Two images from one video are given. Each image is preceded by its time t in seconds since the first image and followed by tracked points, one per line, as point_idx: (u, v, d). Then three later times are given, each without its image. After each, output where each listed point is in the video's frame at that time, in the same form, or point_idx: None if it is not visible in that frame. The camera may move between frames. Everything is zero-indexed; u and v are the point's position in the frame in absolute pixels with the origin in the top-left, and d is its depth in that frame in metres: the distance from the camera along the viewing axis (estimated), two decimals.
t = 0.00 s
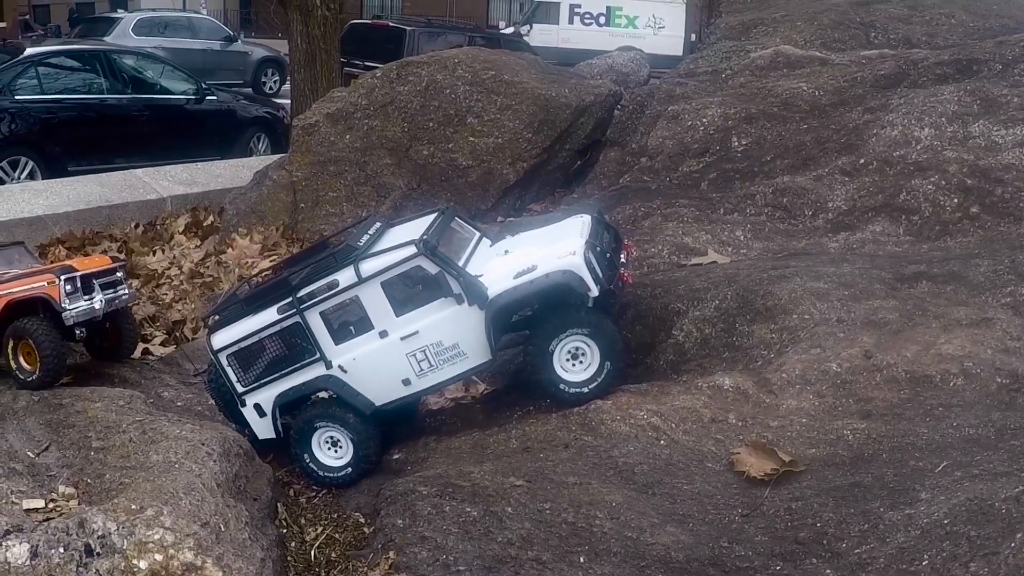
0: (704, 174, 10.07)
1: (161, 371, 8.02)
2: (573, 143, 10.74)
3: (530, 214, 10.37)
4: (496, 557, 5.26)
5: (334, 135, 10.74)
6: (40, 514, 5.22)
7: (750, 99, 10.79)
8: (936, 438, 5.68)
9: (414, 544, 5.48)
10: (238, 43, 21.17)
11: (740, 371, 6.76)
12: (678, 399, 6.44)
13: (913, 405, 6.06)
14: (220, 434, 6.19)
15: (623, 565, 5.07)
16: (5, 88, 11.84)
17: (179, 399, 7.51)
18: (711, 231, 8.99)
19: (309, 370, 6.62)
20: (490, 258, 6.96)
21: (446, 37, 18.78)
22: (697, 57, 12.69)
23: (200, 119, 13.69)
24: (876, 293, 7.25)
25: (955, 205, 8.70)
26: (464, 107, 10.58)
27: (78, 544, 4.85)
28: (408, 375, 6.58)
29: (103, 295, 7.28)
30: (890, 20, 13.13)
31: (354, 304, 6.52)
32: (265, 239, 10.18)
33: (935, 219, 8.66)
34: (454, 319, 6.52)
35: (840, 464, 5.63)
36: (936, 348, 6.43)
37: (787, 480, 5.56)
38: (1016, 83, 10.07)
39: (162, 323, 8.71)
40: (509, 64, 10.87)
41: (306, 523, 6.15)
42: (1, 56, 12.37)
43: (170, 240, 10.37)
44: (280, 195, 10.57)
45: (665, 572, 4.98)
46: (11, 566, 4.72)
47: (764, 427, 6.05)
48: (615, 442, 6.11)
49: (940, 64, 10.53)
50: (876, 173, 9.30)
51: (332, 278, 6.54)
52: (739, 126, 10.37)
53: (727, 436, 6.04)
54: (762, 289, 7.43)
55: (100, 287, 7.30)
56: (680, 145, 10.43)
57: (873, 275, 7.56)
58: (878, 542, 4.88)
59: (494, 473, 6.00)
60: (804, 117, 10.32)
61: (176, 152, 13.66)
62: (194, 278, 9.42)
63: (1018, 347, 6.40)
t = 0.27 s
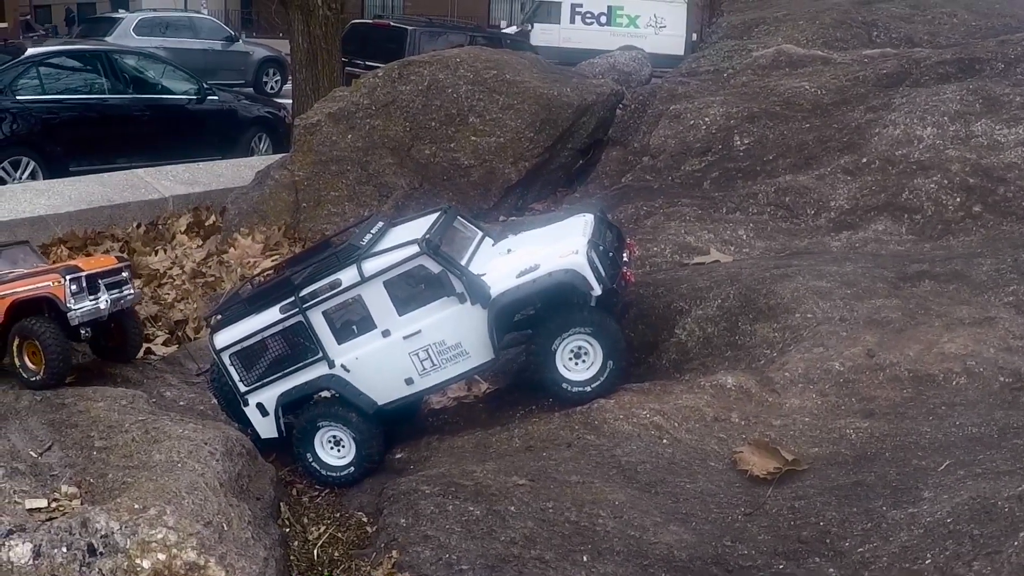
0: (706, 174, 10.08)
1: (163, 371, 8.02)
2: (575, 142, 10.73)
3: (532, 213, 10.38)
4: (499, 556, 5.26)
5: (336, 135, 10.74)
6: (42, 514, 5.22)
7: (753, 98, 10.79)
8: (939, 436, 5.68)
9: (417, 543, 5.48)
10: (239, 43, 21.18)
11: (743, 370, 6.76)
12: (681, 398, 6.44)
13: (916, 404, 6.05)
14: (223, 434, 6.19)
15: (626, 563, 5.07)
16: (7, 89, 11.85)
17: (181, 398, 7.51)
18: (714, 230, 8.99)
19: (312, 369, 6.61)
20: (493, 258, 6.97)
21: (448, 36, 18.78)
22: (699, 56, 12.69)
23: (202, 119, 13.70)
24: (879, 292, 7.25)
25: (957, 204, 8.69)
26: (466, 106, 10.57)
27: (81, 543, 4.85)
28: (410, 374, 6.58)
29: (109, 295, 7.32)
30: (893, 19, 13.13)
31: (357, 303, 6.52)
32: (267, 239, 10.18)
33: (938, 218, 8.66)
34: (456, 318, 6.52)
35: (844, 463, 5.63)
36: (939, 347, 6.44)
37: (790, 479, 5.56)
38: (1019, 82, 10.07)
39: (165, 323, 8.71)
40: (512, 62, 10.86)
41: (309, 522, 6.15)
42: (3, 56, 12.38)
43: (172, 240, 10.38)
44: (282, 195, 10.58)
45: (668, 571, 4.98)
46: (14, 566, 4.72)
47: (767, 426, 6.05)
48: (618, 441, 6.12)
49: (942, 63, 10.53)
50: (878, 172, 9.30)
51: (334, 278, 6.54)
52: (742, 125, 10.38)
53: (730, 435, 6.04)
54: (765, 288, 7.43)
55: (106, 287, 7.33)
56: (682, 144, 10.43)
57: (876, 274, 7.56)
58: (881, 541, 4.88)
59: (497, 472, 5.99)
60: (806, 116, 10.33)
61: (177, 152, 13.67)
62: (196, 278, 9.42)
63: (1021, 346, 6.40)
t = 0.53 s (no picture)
0: (708, 173, 10.08)
1: (165, 371, 8.02)
2: (577, 141, 10.70)
3: (534, 213, 10.38)
4: (501, 556, 5.26)
5: (337, 134, 10.74)
6: (44, 514, 5.23)
7: (754, 97, 10.79)
8: (941, 436, 5.67)
9: (418, 543, 5.49)
10: (241, 42, 21.19)
11: (745, 370, 6.76)
12: (682, 397, 6.44)
13: (917, 404, 6.05)
14: (224, 434, 6.19)
15: (628, 563, 5.07)
16: (8, 88, 11.85)
17: (183, 398, 7.52)
18: (715, 230, 8.99)
19: (315, 369, 6.61)
20: (495, 257, 6.96)
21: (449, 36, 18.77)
22: (701, 55, 12.69)
23: (204, 118, 13.71)
24: (881, 292, 7.24)
25: (959, 204, 8.69)
26: (468, 105, 10.55)
27: (83, 543, 4.86)
28: (413, 373, 6.57)
29: (115, 295, 7.31)
30: (895, 18, 13.12)
31: (359, 303, 6.51)
32: (269, 239, 10.19)
33: (940, 218, 8.65)
34: (459, 318, 6.52)
35: (845, 463, 5.62)
36: (940, 346, 6.43)
37: (792, 478, 5.56)
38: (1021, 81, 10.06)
39: (166, 323, 8.71)
40: (513, 62, 10.84)
41: (310, 522, 6.15)
42: (4, 56, 12.38)
43: (173, 240, 10.39)
44: (284, 195, 10.58)
45: (669, 571, 4.98)
46: (16, 566, 4.75)
47: (769, 426, 6.04)
48: (619, 441, 6.12)
49: (944, 63, 10.52)
50: (880, 172, 9.30)
51: (337, 278, 6.54)
52: (743, 125, 10.38)
53: (732, 434, 6.04)
54: (767, 288, 7.43)
55: (112, 287, 7.33)
56: (684, 143, 10.43)
57: (878, 274, 7.56)
58: (883, 540, 4.88)
59: (498, 472, 5.99)
60: (808, 116, 10.32)
61: (179, 151, 13.67)
62: (198, 278, 9.43)
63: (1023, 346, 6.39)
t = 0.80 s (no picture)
0: (709, 172, 10.08)
1: (165, 370, 8.01)
2: (578, 141, 10.69)
3: (535, 212, 10.37)
4: (501, 556, 5.26)
5: (338, 134, 10.74)
6: (44, 514, 5.23)
7: (755, 97, 10.78)
8: (942, 435, 5.67)
9: (419, 543, 5.49)
10: (242, 42, 21.20)
11: (746, 369, 6.76)
12: (683, 397, 6.44)
13: (918, 403, 6.05)
14: (225, 434, 6.19)
15: (628, 563, 5.07)
16: (9, 88, 11.86)
17: (184, 398, 7.52)
18: (716, 229, 8.98)
19: (322, 369, 6.62)
20: (501, 253, 6.98)
21: (450, 35, 18.77)
22: (702, 55, 12.68)
23: (205, 118, 13.71)
24: (882, 291, 7.24)
25: (960, 203, 8.68)
26: (469, 105, 10.55)
27: (83, 544, 4.86)
28: (421, 371, 6.59)
29: (118, 295, 7.32)
30: (896, 17, 13.11)
31: (365, 302, 6.52)
32: (269, 238, 10.19)
33: (941, 217, 8.64)
34: (465, 315, 6.53)
35: (846, 462, 5.62)
36: (941, 345, 6.43)
37: (792, 478, 5.55)
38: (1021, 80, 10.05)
39: (167, 323, 8.71)
40: (514, 61, 10.83)
41: (311, 522, 6.15)
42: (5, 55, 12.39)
43: (174, 240, 10.40)
44: (285, 195, 10.58)
45: (670, 570, 4.98)
46: (17, 566, 4.77)
47: (770, 425, 6.04)
48: (620, 440, 6.11)
49: (945, 62, 10.51)
50: (880, 171, 9.30)
51: (342, 277, 6.54)
52: (744, 124, 10.38)
53: (732, 434, 6.04)
54: (768, 287, 7.43)
55: (115, 287, 7.33)
56: (685, 142, 10.42)
57: (879, 273, 7.55)
58: (884, 540, 4.87)
59: (499, 472, 5.99)
60: (809, 115, 10.32)
61: (181, 151, 13.68)
62: (199, 278, 9.43)
63: None
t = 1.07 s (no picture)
0: (709, 172, 10.07)
1: (165, 370, 8.01)
2: (578, 140, 10.68)
3: (535, 212, 10.36)
4: (501, 556, 5.25)
5: (338, 133, 10.73)
6: (44, 514, 5.23)
7: (755, 96, 10.77)
8: (942, 435, 5.66)
9: (418, 543, 5.48)
10: (242, 41, 21.19)
11: (746, 369, 6.75)
12: (683, 396, 6.43)
13: (918, 403, 6.04)
14: (224, 434, 6.19)
15: (628, 563, 5.07)
16: (9, 88, 11.86)
17: (183, 398, 7.52)
18: (716, 229, 8.98)
19: (325, 370, 6.63)
20: (503, 251, 6.97)
21: (450, 35, 18.76)
22: (702, 54, 12.68)
23: (205, 118, 13.70)
24: (882, 291, 7.23)
25: (960, 202, 8.67)
26: (469, 104, 10.55)
27: (83, 544, 4.86)
28: (425, 371, 6.58)
29: (117, 295, 7.31)
30: (896, 16, 13.10)
31: (368, 302, 6.52)
32: (269, 238, 10.19)
33: (941, 216, 8.63)
34: (468, 314, 6.52)
35: (846, 462, 5.62)
36: (941, 345, 6.42)
37: (792, 478, 5.55)
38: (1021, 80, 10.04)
39: (167, 322, 8.71)
40: (514, 60, 10.83)
41: (311, 522, 6.15)
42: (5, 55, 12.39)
43: (173, 239, 10.39)
44: (285, 195, 10.58)
45: (670, 571, 4.97)
46: (16, 566, 4.77)
47: (770, 425, 6.04)
48: (620, 440, 6.11)
49: (945, 61, 10.50)
50: (880, 170, 9.30)
51: (344, 277, 6.53)
52: (744, 123, 10.38)
53: (732, 434, 6.03)
54: (768, 287, 7.43)
55: (115, 287, 7.33)
56: (685, 142, 10.41)
57: (878, 273, 7.55)
58: (884, 540, 4.87)
59: (499, 472, 5.98)
60: (809, 114, 10.31)
61: (181, 151, 13.67)
62: (198, 277, 9.43)
63: None
